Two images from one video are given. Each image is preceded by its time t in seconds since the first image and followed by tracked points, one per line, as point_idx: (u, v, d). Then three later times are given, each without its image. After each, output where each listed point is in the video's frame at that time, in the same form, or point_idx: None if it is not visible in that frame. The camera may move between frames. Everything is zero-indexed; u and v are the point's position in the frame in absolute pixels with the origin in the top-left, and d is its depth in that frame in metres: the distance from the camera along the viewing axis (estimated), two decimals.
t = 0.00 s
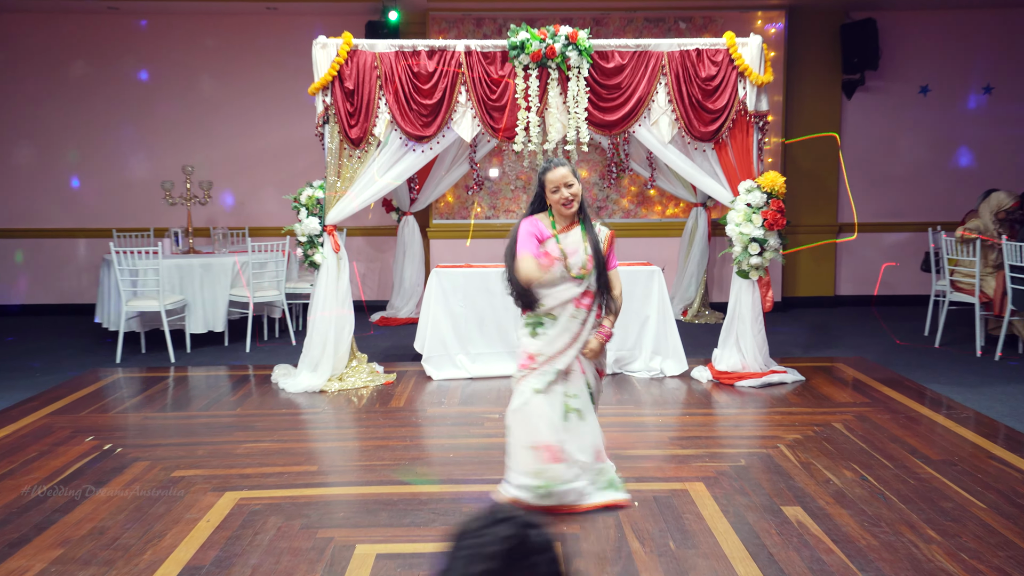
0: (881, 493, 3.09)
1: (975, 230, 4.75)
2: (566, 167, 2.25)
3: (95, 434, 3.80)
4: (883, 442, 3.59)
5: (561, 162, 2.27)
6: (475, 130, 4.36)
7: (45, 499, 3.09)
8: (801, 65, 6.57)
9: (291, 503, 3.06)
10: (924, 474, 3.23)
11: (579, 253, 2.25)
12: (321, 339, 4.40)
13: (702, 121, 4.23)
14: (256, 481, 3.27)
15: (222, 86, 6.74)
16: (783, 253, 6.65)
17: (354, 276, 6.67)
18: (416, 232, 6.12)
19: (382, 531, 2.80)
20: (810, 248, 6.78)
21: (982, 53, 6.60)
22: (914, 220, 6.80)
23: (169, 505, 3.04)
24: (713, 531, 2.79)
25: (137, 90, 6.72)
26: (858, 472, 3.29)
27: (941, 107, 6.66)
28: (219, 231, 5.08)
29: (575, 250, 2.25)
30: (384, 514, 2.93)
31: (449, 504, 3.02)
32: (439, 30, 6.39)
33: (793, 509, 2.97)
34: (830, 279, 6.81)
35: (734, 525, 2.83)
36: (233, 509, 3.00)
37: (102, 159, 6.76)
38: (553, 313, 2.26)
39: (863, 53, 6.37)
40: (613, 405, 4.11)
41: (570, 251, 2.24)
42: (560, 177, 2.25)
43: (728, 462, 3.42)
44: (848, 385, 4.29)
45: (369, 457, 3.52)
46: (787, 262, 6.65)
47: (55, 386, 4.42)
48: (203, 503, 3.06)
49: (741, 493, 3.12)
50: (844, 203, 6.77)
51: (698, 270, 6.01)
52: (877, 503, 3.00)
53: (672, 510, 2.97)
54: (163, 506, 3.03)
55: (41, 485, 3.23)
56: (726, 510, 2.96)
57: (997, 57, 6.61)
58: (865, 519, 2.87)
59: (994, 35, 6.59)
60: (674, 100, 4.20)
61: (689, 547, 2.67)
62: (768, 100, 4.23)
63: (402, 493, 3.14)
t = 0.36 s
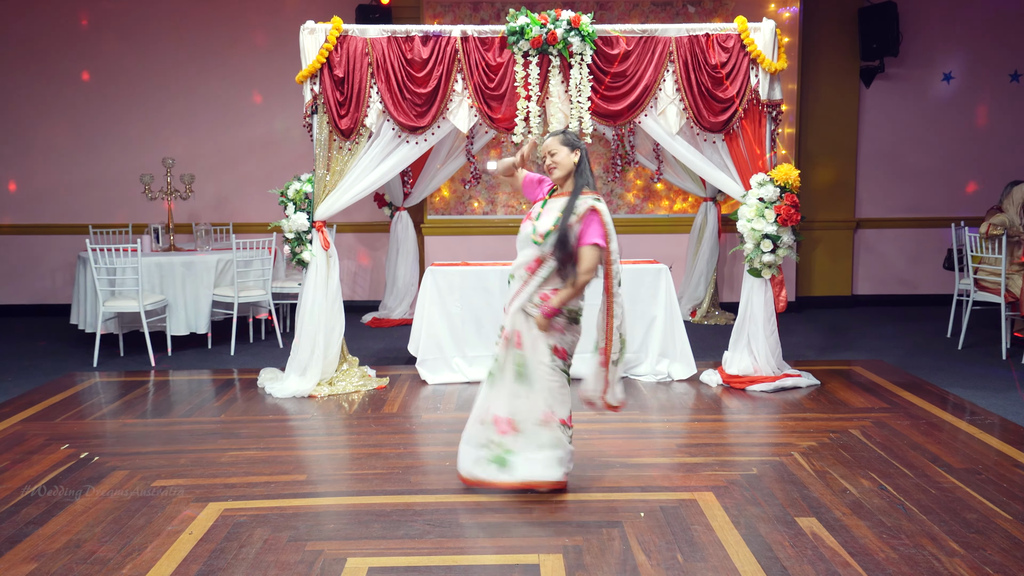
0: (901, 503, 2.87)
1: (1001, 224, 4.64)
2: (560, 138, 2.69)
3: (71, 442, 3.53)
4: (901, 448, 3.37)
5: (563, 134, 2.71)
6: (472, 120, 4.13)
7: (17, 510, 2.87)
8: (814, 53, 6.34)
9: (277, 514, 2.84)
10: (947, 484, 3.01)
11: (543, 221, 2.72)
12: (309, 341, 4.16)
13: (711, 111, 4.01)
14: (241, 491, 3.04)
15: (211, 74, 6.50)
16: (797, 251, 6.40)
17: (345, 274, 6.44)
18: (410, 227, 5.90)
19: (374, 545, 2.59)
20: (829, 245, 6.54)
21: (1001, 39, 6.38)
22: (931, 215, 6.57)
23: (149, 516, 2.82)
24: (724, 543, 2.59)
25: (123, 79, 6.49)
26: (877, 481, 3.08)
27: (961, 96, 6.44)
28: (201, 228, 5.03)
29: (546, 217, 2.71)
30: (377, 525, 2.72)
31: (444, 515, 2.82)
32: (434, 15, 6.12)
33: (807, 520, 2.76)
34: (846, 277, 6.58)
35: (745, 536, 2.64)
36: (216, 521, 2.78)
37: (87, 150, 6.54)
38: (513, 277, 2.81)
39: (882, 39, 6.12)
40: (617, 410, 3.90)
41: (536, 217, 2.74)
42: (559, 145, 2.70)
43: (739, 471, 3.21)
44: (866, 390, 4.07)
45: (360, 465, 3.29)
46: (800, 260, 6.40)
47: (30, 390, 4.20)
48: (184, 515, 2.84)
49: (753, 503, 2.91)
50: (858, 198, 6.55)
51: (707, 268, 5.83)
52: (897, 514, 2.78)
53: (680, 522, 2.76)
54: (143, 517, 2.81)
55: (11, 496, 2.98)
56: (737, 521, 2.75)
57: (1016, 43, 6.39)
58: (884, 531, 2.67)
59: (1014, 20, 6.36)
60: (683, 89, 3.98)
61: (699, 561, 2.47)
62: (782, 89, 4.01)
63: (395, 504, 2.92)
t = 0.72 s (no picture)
0: (901, 504, 2.87)
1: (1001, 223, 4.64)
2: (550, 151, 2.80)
3: (72, 442, 3.54)
4: (901, 449, 3.37)
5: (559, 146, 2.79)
6: (472, 120, 4.13)
7: (17, 510, 2.87)
8: (814, 53, 6.34)
9: (278, 514, 2.84)
10: (946, 484, 3.02)
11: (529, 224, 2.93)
12: (309, 342, 4.16)
13: (711, 111, 4.01)
14: (241, 491, 3.04)
15: (211, 74, 6.51)
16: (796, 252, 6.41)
17: (345, 275, 6.44)
18: (410, 228, 5.90)
19: (374, 545, 2.59)
20: (829, 246, 6.54)
21: (1002, 39, 6.38)
22: (933, 217, 6.57)
23: (149, 516, 2.82)
24: (724, 543, 2.59)
25: (124, 79, 6.49)
26: (876, 481, 3.07)
27: (962, 97, 6.44)
28: (201, 229, 5.02)
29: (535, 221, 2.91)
30: (376, 526, 2.72)
31: (445, 515, 2.82)
32: (434, 15, 6.11)
33: (808, 521, 2.76)
34: (847, 277, 6.58)
35: (745, 536, 2.64)
36: (216, 522, 2.78)
37: (87, 150, 6.53)
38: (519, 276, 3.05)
39: (882, 39, 6.12)
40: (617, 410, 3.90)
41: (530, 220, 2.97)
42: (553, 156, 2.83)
43: (738, 471, 3.21)
44: (866, 391, 4.07)
45: (360, 466, 3.29)
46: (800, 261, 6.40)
47: (30, 390, 4.19)
48: (185, 515, 2.84)
49: (754, 504, 2.91)
50: (858, 198, 6.55)
51: (707, 269, 5.83)
52: (897, 514, 2.78)
53: (680, 522, 2.76)
54: (143, 518, 2.81)
55: (12, 497, 2.98)
56: (737, 522, 2.75)
57: (1018, 43, 6.39)
58: (884, 532, 2.67)
59: (1015, 21, 6.36)
60: (683, 89, 3.98)
61: (699, 560, 2.47)
62: (782, 89, 4.01)
63: (395, 504, 2.93)
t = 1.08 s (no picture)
0: (899, 513, 2.87)
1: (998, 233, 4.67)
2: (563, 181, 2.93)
3: (68, 452, 3.53)
4: (898, 458, 3.38)
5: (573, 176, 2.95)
6: (470, 130, 4.14)
7: (12, 520, 2.85)
8: (812, 61, 6.36)
9: (275, 525, 2.83)
10: (943, 493, 3.02)
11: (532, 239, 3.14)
12: (307, 351, 4.16)
13: (708, 121, 4.02)
14: (238, 501, 3.03)
15: (209, 82, 6.51)
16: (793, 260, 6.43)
17: (343, 283, 6.44)
18: (408, 237, 5.85)
19: (371, 555, 2.59)
20: (826, 254, 6.55)
21: (998, 48, 6.41)
22: (931, 225, 6.59)
23: (145, 527, 2.81)
24: (722, 553, 2.59)
25: (122, 86, 6.49)
26: (874, 491, 3.07)
27: (959, 106, 6.46)
28: (200, 237, 5.01)
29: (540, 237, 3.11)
30: (374, 536, 2.72)
31: (442, 525, 2.81)
32: (432, 25, 6.13)
33: (805, 530, 2.76)
34: (845, 285, 6.58)
35: (743, 546, 2.64)
36: (213, 532, 2.77)
37: (85, 158, 6.53)
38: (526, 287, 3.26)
39: (878, 48, 6.13)
40: (614, 420, 3.89)
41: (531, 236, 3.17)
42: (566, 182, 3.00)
43: (736, 481, 3.20)
44: (863, 400, 4.08)
45: (357, 476, 3.29)
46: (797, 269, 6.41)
47: (26, 400, 4.18)
48: (181, 525, 2.83)
49: (751, 513, 2.91)
50: (855, 206, 6.56)
51: (704, 278, 5.80)
52: (894, 524, 2.78)
53: (678, 532, 2.76)
54: (139, 528, 2.80)
55: (8, 507, 2.97)
56: (735, 531, 2.75)
57: (1013, 52, 6.42)
58: (882, 541, 2.66)
59: (1010, 30, 6.39)
60: (680, 99, 3.99)
61: (696, 570, 2.47)
62: (779, 98, 4.02)
63: (392, 515, 2.92)
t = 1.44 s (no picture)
0: (897, 520, 2.87)
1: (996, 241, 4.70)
2: (564, 167, 3.13)
3: (64, 459, 3.52)
4: (896, 464, 3.38)
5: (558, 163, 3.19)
6: (467, 137, 4.15)
7: (8, 528, 2.84)
8: (809, 68, 6.38)
9: (272, 531, 2.82)
10: (941, 500, 3.01)
11: (539, 237, 3.21)
12: (304, 357, 4.15)
13: (705, 127, 4.03)
14: (235, 508, 3.02)
15: (207, 89, 6.52)
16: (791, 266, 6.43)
17: (341, 289, 6.44)
18: (406, 243, 5.87)
19: (368, 562, 2.58)
20: (823, 260, 6.56)
21: (994, 55, 6.43)
22: (929, 231, 6.59)
23: (141, 534, 2.80)
24: (720, 560, 2.59)
25: (120, 92, 6.50)
26: (871, 498, 3.07)
27: (956, 113, 6.48)
28: (197, 244, 5.01)
29: (537, 233, 3.21)
30: (371, 543, 2.71)
31: (439, 532, 2.81)
32: (429, 32, 6.16)
33: (802, 537, 2.75)
34: (842, 290, 6.59)
35: (741, 553, 2.63)
36: (210, 539, 2.76)
37: (84, 164, 6.53)
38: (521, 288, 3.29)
39: (874, 56, 6.15)
40: (612, 427, 3.89)
41: (533, 236, 3.23)
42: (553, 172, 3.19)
43: (733, 488, 3.20)
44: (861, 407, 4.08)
45: (355, 482, 3.28)
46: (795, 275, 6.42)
47: (22, 407, 4.17)
48: (177, 532, 2.82)
49: (749, 520, 2.90)
50: (853, 211, 6.57)
51: (701, 284, 5.82)
52: (892, 531, 2.78)
53: (675, 538, 2.75)
54: (136, 535, 2.79)
55: (3, 514, 2.96)
56: (732, 538, 2.74)
57: (1010, 59, 6.44)
58: (880, 548, 2.66)
59: (1006, 37, 6.42)
60: (677, 106, 3.99)
61: None
62: (775, 106, 4.04)
63: (389, 522, 2.91)
